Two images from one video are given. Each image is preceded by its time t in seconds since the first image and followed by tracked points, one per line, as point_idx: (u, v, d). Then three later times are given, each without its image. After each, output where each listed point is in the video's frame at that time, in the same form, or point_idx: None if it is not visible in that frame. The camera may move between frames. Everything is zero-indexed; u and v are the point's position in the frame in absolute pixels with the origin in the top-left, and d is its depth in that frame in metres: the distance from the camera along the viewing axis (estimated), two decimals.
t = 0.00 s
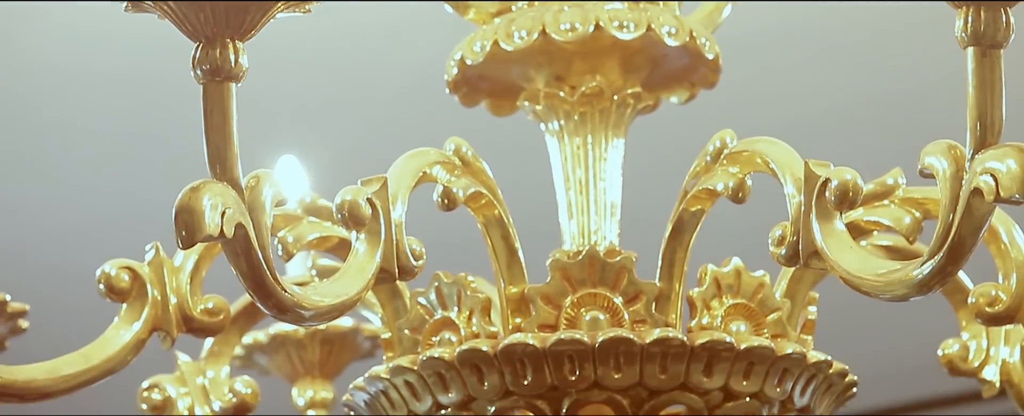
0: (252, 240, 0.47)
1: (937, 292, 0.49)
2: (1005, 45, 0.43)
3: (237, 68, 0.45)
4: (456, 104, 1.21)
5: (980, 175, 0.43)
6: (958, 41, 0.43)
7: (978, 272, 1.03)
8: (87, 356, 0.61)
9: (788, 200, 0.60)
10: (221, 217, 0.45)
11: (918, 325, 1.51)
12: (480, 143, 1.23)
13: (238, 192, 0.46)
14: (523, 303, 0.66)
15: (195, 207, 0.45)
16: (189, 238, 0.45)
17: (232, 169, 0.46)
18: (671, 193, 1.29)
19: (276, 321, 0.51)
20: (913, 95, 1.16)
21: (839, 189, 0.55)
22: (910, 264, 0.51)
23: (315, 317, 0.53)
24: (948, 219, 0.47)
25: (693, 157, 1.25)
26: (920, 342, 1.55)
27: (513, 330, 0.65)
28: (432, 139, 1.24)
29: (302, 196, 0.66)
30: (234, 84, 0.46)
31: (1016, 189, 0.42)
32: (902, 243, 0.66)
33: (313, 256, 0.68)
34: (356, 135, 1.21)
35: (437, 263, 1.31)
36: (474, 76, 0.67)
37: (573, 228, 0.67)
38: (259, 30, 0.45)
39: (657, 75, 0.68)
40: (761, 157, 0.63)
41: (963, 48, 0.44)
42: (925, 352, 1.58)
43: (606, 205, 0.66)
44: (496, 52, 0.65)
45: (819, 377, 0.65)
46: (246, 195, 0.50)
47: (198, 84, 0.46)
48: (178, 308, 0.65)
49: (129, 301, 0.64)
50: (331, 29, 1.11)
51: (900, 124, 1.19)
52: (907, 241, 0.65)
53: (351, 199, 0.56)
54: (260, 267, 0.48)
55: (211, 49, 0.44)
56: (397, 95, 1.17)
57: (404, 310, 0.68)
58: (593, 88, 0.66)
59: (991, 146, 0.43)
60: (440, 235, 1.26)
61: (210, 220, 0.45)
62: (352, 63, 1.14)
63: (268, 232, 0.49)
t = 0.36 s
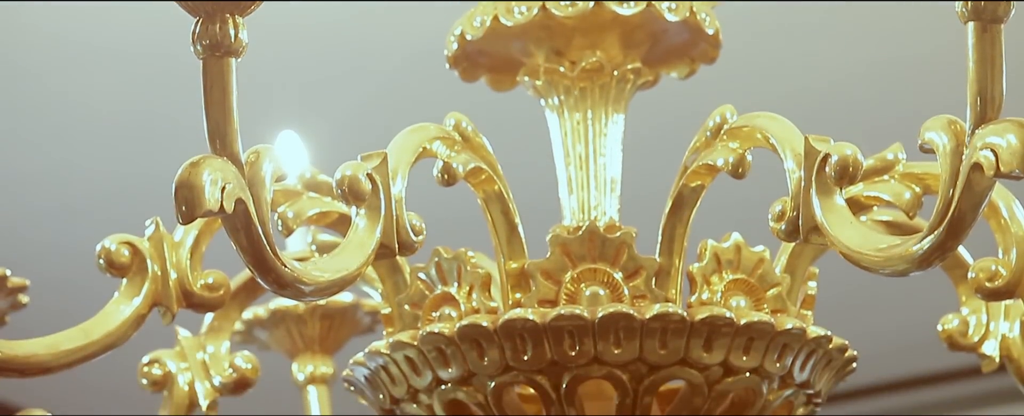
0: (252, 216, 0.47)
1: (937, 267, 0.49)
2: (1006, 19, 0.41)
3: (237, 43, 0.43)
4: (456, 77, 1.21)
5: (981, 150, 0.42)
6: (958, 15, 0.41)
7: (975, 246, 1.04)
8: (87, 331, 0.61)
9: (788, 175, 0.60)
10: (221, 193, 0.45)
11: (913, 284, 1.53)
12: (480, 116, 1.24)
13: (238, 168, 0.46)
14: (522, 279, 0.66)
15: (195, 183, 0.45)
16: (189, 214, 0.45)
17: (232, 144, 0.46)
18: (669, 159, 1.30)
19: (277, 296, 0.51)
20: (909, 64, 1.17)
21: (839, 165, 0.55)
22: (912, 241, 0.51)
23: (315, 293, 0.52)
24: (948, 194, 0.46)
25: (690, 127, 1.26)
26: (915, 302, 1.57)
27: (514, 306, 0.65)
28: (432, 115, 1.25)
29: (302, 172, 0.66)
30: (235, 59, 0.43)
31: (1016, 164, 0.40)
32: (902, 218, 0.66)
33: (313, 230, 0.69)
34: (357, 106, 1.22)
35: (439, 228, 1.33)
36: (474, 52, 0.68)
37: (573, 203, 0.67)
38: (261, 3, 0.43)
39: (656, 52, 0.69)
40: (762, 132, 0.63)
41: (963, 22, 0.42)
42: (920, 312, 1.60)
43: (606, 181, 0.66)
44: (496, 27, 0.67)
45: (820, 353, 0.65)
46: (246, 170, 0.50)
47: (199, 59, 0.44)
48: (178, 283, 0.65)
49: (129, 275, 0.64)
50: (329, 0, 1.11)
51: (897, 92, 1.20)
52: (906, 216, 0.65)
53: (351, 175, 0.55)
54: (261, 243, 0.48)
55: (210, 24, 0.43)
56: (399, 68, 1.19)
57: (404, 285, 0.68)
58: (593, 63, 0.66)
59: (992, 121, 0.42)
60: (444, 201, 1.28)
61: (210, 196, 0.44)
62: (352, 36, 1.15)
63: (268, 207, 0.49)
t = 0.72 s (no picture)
0: (251, 190, 0.45)
1: (937, 241, 0.47)
2: None
3: (237, 17, 0.41)
4: (454, 63, 1.21)
5: (980, 124, 0.41)
6: None
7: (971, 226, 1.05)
8: (87, 305, 0.61)
9: (788, 149, 0.60)
10: (220, 167, 0.43)
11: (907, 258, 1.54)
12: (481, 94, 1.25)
13: (238, 141, 0.45)
14: (523, 253, 0.67)
15: (194, 157, 0.43)
16: (189, 188, 0.43)
17: (233, 118, 0.44)
18: (664, 134, 1.31)
19: (276, 270, 0.49)
20: (906, 46, 1.18)
21: (839, 139, 0.52)
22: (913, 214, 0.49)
23: (315, 267, 0.51)
24: (947, 168, 0.44)
25: (687, 107, 1.27)
26: (910, 278, 1.58)
27: (514, 279, 0.66)
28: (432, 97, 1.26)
29: (302, 146, 0.67)
30: (234, 32, 0.42)
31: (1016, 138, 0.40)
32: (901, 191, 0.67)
33: (314, 205, 0.70)
34: (353, 85, 1.23)
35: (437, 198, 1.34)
36: (475, 26, 0.70)
37: (573, 177, 0.69)
38: None
39: (655, 27, 0.70)
40: (761, 106, 0.63)
41: None
42: (915, 288, 1.61)
43: (606, 155, 0.68)
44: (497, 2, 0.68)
45: (819, 326, 0.64)
46: (246, 144, 0.48)
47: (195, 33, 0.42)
48: (179, 257, 0.65)
49: (130, 249, 0.64)
50: None
51: (892, 70, 1.21)
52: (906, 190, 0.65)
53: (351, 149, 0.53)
54: (260, 217, 0.46)
55: None
56: (396, 53, 1.19)
57: (404, 259, 0.68)
58: (593, 37, 0.68)
59: (990, 93, 0.41)
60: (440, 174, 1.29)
61: (210, 170, 0.43)
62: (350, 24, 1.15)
63: (268, 182, 0.47)
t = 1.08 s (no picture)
0: (252, 162, 0.45)
1: (939, 213, 0.47)
2: None
3: None
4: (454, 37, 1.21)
5: (982, 96, 0.41)
6: None
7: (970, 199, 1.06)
8: (87, 277, 0.61)
9: (789, 121, 0.60)
10: (221, 140, 0.43)
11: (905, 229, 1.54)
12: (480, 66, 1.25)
13: (239, 114, 0.45)
14: (523, 225, 0.67)
15: (195, 129, 0.43)
16: (190, 160, 0.43)
17: (233, 90, 0.44)
18: (664, 106, 1.31)
19: (276, 243, 0.49)
20: (907, 19, 1.18)
21: (839, 111, 0.52)
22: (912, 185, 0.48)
23: (315, 239, 0.51)
24: (949, 140, 0.44)
25: (688, 80, 1.27)
26: (909, 249, 1.59)
27: (514, 251, 0.66)
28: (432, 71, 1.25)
29: (302, 118, 0.67)
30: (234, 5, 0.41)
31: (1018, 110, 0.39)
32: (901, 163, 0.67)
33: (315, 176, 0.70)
34: (353, 58, 1.23)
35: (436, 169, 1.34)
36: None
37: (573, 150, 0.70)
38: None
39: None
40: (762, 78, 0.63)
41: None
42: (913, 259, 1.61)
43: (607, 127, 0.69)
44: None
45: (819, 299, 0.64)
46: (247, 116, 0.48)
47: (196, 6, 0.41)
48: (180, 229, 0.65)
49: (130, 220, 0.64)
50: None
51: (893, 42, 1.21)
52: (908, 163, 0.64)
53: (350, 122, 0.53)
54: (261, 189, 0.46)
55: None
56: (396, 28, 1.19)
57: (404, 231, 0.69)
58: (593, 10, 0.70)
59: (993, 66, 0.41)
60: (439, 146, 1.29)
61: (210, 143, 0.43)
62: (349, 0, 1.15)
63: (269, 154, 0.47)
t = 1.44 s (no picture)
0: (252, 135, 0.45)
1: (939, 185, 0.47)
2: None
3: None
4: (454, 8, 1.21)
5: (982, 68, 0.41)
6: None
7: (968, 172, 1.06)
8: (88, 249, 0.61)
9: (790, 94, 0.60)
10: (221, 112, 0.43)
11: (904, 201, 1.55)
12: (480, 38, 1.25)
13: (239, 86, 0.44)
14: (523, 198, 0.67)
15: (195, 101, 0.43)
16: (190, 133, 0.43)
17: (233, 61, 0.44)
18: (664, 80, 1.31)
19: (276, 216, 0.49)
20: None
21: (840, 84, 0.52)
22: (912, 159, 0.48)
23: (315, 212, 0.51)
24: (948, 112, 0.44)
25: (688, 53, 1.27)
26: (908, 222, 1.59)
27: (514, 225, 0.66)
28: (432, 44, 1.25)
29: (302, 92, 0.67)
30: None
31: (1018, 82, 0.39)
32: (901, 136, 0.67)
33: (314, 149, 0.70)
34: (354, 31, 1.23)
35: (436, 142, 1.34)
36: None
37: (573, 123, 0.70)
38: None
39: None
40: (762, 50, 0.63)
41: None
42: (912, 232, 1.61)
43: (607, 100, 0.70)
44: None
45: (819, 271, 0.64)
46: (247, 89, 0.48)
47: None
48: (180, 202, 0.65)
49: (130, 194, 0.64)
50: None
51: (895, 16, 1.21)
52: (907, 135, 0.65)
53: (351, 95, 0.53)
54: (261, 161, 0.46)
55: None
56: None
57: (404, 204, 0.69)
58: None
59: (994, 39, 0.41)
60: (439, 119, 1.29)
61: (210, 115, 0.43)
62: None
63: (268, 126, 0.47)
